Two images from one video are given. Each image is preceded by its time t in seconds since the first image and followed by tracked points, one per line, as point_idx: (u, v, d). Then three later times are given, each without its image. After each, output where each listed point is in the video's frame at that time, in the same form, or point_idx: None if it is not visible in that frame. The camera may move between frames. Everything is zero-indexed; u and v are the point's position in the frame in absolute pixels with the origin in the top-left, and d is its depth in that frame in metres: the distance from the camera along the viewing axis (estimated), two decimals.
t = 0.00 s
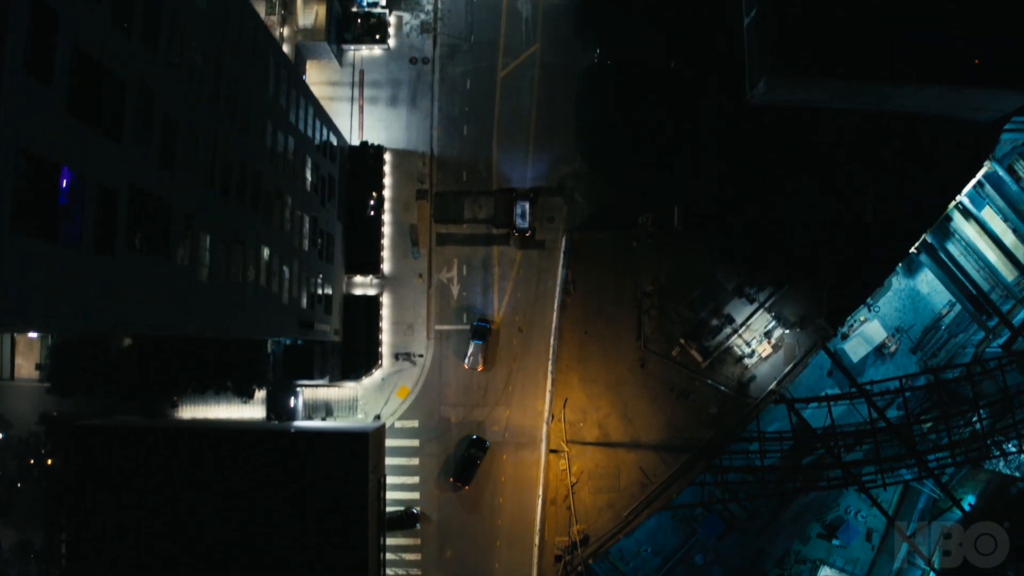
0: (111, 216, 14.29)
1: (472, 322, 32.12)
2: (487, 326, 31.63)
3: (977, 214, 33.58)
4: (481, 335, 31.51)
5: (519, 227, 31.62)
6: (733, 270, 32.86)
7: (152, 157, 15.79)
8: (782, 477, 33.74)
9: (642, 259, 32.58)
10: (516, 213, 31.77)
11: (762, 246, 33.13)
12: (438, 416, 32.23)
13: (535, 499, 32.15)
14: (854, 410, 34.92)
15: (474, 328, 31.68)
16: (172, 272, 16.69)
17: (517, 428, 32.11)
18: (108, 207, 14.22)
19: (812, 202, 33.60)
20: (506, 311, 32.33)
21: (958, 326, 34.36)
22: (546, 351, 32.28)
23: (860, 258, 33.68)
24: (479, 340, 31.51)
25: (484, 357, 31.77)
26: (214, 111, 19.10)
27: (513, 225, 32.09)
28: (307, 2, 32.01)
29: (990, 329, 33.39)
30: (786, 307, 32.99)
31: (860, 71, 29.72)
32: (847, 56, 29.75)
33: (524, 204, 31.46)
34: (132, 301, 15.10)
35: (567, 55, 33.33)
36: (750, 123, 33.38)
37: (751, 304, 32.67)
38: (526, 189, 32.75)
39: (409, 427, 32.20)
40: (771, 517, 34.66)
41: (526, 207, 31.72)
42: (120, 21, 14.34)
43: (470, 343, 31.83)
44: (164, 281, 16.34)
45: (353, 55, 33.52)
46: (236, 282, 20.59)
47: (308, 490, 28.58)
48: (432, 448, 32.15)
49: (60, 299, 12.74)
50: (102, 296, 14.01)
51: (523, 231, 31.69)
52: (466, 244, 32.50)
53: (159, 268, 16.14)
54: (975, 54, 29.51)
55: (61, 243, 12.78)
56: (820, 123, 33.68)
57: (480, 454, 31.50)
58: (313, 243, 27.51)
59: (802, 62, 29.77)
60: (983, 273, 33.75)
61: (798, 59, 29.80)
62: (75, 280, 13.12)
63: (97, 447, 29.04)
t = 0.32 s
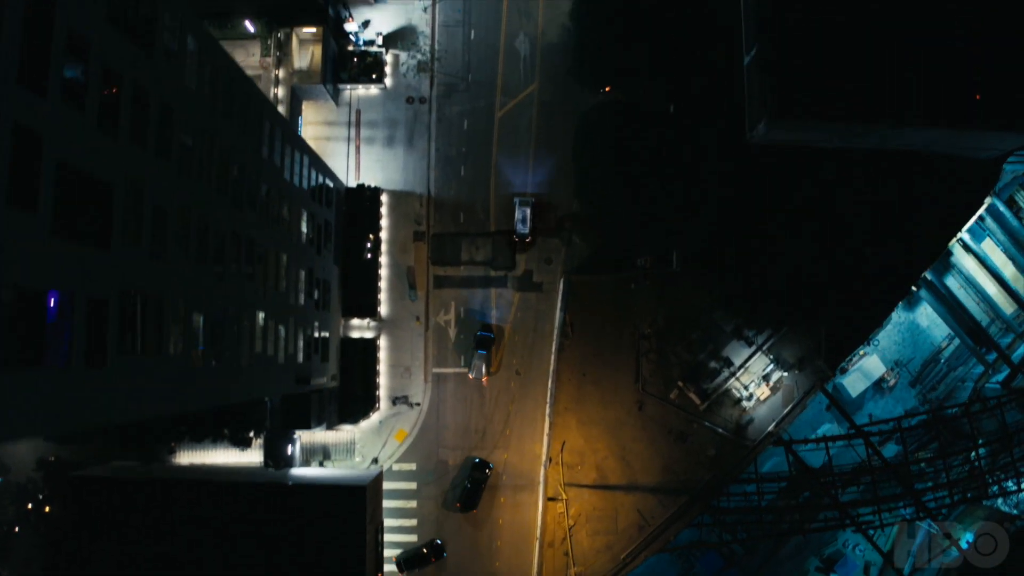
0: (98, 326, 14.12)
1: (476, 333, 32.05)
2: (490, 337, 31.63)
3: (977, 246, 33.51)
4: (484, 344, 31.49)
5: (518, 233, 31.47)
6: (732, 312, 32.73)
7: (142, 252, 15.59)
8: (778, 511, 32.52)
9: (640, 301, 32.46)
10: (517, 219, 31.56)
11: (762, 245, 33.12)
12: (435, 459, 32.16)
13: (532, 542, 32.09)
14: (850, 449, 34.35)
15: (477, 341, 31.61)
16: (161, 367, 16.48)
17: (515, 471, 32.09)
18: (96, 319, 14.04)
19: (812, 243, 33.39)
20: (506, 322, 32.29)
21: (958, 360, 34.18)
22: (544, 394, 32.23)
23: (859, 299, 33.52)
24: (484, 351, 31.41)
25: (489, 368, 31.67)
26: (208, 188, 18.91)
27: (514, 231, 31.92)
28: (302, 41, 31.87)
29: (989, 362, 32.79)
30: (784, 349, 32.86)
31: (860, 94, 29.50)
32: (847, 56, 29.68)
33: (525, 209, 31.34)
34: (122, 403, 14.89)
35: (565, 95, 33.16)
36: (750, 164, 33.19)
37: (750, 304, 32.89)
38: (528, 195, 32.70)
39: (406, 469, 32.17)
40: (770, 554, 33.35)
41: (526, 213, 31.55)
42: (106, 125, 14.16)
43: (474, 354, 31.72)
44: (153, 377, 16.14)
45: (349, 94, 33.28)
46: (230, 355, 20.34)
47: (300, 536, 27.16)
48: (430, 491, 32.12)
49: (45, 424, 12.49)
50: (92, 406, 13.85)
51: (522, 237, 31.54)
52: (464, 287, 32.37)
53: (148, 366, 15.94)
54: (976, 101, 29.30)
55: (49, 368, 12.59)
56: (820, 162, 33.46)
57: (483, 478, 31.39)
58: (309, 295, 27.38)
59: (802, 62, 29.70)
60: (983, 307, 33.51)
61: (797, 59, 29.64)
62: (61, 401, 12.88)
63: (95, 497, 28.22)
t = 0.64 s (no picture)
0: (90, 449, 14.05)
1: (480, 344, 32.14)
2: (495, 347, 31.70)
3: (976, 279, 32.56)
4: (489, 355, 31.57)
5: (520, 240, 31.45)
6: (730, 358, 32.63)
7: (132, 360, 15.44)
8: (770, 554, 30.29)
9: (638, 347, 32.41)
10: (519, 226, 31.53)
11: (763, 246, 33.04)
12: (433, 505, 32.14)
13: None
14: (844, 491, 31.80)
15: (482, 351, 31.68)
16: (154, 471, 16.43)
17: (512, 517, 32.11)
18: (86, 442, 13.93)
19: (811, 287, 33.19)
20: (512, 331, 32.27)
21: (957, 397, 31.62)
22: (541, 440, 32.22)
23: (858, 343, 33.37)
24: (488, 361, 31.53)
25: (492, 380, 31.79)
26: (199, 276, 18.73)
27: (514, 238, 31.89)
28: (297, 86, 31.69)
29: (988, 401, 30.58)
30: (782, 395, 32.74)
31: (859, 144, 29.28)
32: (847, 56, 29.57)
33: (528, 217, 31.30)
34: (112, 517, 14.79)
35: (563, 138, 32.92)
36: (750, 208, 32.96)
37: (750, 304, 32.88)
38: (530, 202, 32.59)
39: (404, 515, 32.15)
40: None
41: (529, 220, 31.52)
42: (91, 244, 13.91)
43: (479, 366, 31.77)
44: (145, 485, 16.07)
45: (345, 137, 33.07)
46: (223, 435, 20.20)
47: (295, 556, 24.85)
48: (429, 537, 32.12)
49: (38, 562, 12.43)
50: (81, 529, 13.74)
51: (524, 245, 31.53)
52: (461, 333, 32.28)
53: (139, 474, 15.88)
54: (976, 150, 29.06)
55: (40, 505, 12.55)
56: (820, 205, 33.23)
57: (487, 500, 31.51)
58: (304, 351, 27.24)
59: (802, 62, 29.63)
60: (982, 341, 31.63)
61: (797, 60, 29.54)
62: (52, 535, 12.83)
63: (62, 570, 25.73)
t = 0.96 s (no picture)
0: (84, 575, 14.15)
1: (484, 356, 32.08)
2: (499, 359, 31.59)
3: (977, 316, 32.36)
4: (494, 368, 31.44)
5: (523, 248, 31.47)
6: (728, 407, 32.56)
7: (124, 475, 15.47)
8: None
9: (636, 396, 32.32)
10: (520, 235, 31.54)
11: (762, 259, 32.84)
12: (431, 554, 32.11)
13: None
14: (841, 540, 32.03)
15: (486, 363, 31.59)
16: None
17: (510, 566, 32.08)
18: (80, 568, 14.03)
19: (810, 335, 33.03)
20: (522, 344, 32.25)
21: (956, 435, 31.84)
22: (539, 489, 32.23)
23: (857, 391, 33.20)
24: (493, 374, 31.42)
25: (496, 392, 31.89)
26: (192, 370, 18.68)
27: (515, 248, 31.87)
28: (292, 134, 31.32)
29: (985, 442, 30.65)
30: (779, 444, 32.70)
31: (857, 198, 29.04)
32: (847, 56, 29.42)
33: (529, 226, 31.30)
34: None
35: (561, 185, 32.67)
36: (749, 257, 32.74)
37: (749, 304, 32.79)
38: (533, 212, 32.47)
39: (401, 564, 32.10)
40: None
41: (530, 230, 31.52)
42: (78, 376, 13.82)
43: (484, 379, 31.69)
44: None
45: (341, 184, 32.87)
46: (218, 520, 20.19)
47: None
48: None
49: None
50: None
51: (525, 254, 31.57)
52: (458, 383, 32.20)
53: None
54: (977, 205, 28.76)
55: None
56: (819, 251, 33.01)
57: (495, 521, 31.43)
58: (300, 412, 27.24)
59: (801, 63, 29.54)
60: (982, 381, 31.92)
61: (797, 60, 29.48)
62: None
63: None
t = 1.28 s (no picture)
0: None
1: (489, 369, 32.07)
2: (504, 371, 31.66)
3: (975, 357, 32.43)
4: (499, 380, 31.51)
5: (525, 258, 31.34)
6: (726, 459, 32.55)
7: None
8: None
9: (634, 448, 32.32)
10: (522, 245, 31.45)
11: (761, 309, 32.67)
12: None
13: None
14: None
15: (491, 376, 31.58)
16: None
17: None
18: None
19: (811, 385, 32.86)
20: (528, 357, 32.25)
21: (954, 474, 31.41)
22: (537, 540, 32.27)
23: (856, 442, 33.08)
24: (498, 385, 31.43)
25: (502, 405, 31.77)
26: (188, 470, 18.71)
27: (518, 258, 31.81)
28: (287, 188, 31.27)
29: (983, 485, 30.47)
30: (778, 496, 32.70)
31: (857, 257, 28.88)
32: (847, 57, 29.55)
33: (532, 236, 31.20)
34: None
35: (560, 238, 32.42)
36: (748, 309, 32.61)
37: (749, 343, 32.64)
38: (536, 221, 32.33)
39: None
40: None
41: (532, 239, 31.47)
42: (73, 515, 13.85)
43: (489, 391, 31.70)
44: None
45: (338, 236, 32.66)
46: None
47: None
48: None
49: None
50: None
51: (528, 264, 31.46)
52: (456, 436, 32.17)
53: None
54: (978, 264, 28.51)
55: None
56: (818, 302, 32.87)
57: (501, 540, 31.36)
58: (298, 478, 27.25)
59: (802, 62, 29.77)
60: (981, 421, 31.57)
61: (797, 59, 29.79)
62: None
63: None
